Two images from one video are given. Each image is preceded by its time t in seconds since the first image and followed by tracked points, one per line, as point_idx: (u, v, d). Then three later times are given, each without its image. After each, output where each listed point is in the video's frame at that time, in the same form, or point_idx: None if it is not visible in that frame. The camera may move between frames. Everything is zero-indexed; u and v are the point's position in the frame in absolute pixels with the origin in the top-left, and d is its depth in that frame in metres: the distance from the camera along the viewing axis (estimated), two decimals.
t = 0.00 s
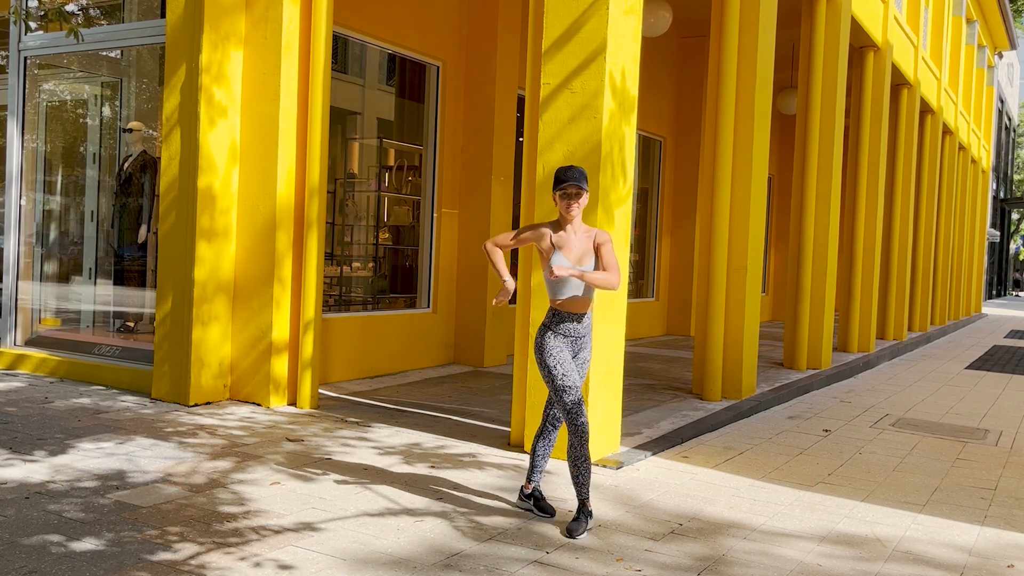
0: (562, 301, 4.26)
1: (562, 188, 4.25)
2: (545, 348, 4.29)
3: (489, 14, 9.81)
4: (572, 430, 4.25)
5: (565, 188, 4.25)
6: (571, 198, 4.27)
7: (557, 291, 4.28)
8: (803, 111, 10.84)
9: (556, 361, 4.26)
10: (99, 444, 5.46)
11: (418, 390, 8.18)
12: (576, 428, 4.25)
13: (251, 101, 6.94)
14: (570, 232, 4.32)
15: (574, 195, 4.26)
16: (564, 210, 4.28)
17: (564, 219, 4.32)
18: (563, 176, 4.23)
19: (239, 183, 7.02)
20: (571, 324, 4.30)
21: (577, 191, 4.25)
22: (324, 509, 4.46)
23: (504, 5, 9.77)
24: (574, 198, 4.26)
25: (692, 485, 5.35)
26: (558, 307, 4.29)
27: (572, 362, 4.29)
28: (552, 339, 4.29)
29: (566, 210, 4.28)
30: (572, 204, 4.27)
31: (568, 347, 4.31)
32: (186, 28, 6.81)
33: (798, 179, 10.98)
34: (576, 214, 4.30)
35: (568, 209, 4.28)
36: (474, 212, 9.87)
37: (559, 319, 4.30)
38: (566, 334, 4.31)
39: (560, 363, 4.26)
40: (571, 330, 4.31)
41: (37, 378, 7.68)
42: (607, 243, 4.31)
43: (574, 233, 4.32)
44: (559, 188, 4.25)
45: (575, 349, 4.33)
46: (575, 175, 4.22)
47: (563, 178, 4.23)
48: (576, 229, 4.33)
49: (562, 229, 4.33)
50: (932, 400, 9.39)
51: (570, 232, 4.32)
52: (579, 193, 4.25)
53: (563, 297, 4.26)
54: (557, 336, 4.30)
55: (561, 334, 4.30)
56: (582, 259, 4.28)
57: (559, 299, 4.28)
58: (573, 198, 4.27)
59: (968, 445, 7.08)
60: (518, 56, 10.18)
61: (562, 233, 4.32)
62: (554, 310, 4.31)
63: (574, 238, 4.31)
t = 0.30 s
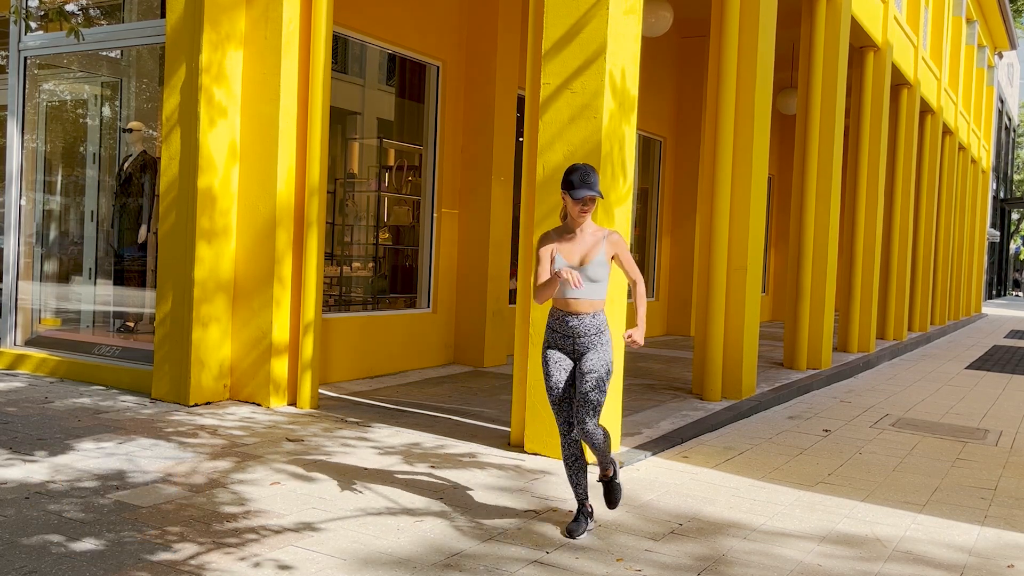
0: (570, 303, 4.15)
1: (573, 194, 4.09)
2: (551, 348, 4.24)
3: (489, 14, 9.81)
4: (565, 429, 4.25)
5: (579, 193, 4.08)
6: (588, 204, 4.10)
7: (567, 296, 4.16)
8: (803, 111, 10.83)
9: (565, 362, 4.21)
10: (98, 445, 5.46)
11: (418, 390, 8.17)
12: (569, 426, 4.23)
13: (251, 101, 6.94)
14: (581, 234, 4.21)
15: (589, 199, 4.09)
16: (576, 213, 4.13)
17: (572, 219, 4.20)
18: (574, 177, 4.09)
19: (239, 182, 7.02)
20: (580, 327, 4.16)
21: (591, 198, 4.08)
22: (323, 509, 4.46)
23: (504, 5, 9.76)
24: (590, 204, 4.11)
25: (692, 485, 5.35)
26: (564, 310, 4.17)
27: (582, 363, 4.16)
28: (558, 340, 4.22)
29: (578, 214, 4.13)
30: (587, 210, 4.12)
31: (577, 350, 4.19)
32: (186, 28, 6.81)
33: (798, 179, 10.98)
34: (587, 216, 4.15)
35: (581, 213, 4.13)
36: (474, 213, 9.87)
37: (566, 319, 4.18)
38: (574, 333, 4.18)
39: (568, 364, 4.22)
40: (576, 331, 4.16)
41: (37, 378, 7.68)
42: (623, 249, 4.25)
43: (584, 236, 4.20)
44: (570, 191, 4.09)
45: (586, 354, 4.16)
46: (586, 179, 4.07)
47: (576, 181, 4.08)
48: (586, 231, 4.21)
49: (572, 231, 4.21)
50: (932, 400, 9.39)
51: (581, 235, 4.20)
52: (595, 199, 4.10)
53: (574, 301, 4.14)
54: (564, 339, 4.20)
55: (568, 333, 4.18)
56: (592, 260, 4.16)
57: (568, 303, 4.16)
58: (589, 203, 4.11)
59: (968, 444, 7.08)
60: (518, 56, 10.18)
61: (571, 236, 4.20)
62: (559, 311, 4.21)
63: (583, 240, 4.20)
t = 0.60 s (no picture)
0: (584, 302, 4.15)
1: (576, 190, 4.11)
2: (562, 347, 4.29)
3: (489, 14, 9.81)
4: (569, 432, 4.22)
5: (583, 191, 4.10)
6: (594, 201, 4.11)
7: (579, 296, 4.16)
8: (803, 111, 10.83)
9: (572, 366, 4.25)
10: (99, 445, 5.46)
11: (418, 390, 8.17)
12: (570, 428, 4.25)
13: (251, 100, 6.94)
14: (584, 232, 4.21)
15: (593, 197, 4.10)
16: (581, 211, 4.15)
17: (577, 217, 4.21)
18: (577, 175, 4.11)
19: (238, 182, 7.02)
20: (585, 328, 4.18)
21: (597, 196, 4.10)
22: (323, 509, 4.46)
23: (504, 5, 9.77)
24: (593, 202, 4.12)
25: (692, 485, 5.35)
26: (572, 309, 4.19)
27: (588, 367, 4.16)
28: (566, 340, 4.26)
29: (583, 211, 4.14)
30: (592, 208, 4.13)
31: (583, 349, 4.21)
32: (186, 28, 6.81)
33: (798, 179, 10.98)
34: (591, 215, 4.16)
35: (587, 211, 4.14)
36: (474, 212, 9.87)
37: (573, 318, 4.20)
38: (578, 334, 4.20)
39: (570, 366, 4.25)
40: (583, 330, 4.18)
41: (37, 378, 7.68)
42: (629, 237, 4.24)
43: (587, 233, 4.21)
44: (575, 189, 4.11)
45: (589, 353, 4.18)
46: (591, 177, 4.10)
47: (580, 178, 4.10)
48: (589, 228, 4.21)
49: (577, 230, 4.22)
50: (932, 400, 9.39)
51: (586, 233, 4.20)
52: (601, 196, 4.12)
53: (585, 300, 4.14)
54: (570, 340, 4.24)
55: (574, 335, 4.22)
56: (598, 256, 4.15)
57: (579, 303, 4.16)
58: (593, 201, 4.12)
59: (968, 444, 7.08)
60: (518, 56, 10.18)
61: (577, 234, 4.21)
62: (569, 310, 4.21)
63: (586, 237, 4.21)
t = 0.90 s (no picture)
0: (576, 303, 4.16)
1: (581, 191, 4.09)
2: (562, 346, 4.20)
3: (489, 14, 9.82)
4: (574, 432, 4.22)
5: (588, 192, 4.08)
6: (603, 203, 4.09)
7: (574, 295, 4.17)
8: (803, 111, 10.83)
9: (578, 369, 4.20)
10: (99, 445, 5.46)
11: (418, 390, 8.17)
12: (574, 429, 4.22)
13: (251, 101, 6.94)
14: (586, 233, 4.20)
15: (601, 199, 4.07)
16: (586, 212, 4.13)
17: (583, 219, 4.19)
18: (586, 176, 4.07)
19: (239, 182, 7.02)
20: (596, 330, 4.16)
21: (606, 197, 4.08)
22: (323, 509, 4.46)
23: (504, 5, 9.77)
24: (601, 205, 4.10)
25: (692, 485, 5.35)
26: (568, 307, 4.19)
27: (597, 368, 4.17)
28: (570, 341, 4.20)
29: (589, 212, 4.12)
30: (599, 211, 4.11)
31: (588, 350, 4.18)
32: (186, 28, 6.80)
33: (798, 179, 10.97)
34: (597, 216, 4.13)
35: (596, 213, 4.11)
36: (474, 212, 9.87)
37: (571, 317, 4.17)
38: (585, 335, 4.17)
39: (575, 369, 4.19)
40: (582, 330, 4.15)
41: (37, 378, 7.69)
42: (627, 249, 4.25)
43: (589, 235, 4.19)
44: (584, 190, 4.07)
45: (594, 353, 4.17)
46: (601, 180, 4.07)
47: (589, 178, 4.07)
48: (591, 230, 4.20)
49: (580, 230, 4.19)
50: (932, 400, 9.39)
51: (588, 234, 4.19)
52: (609, 197, 4.09)
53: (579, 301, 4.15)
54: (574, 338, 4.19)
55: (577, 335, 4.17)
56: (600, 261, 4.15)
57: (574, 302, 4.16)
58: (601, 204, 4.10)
59: (968, 444, 7.08)
60: (518, 56, 10.18)
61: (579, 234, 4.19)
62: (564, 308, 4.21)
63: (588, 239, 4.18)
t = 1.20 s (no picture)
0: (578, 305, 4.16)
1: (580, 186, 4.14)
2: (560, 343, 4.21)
3: (489, 15, 9.82)
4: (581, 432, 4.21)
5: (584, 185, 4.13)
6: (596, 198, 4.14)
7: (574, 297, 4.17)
8: (803, 111, 10.83)
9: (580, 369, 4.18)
10: (99, 445, 5.46)
11: (418, 390, 8.17)
12: (574, 431, 4.19)
13: (251, 101, 6.94)
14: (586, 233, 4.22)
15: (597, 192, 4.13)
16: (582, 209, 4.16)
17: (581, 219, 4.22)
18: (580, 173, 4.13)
19: (239, 183, 7.02)
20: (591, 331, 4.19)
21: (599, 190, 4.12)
22: (324, 509, 4.46)
23: (504, 4, 9.77)
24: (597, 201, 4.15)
25: (692, 485, 5.35)
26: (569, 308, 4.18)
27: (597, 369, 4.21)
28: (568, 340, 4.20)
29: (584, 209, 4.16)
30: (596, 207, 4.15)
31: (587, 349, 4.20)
32: (186, 28, 6.80)
33: (798, 179, 10.97)
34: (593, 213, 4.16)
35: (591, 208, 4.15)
36: (474, 212, 9.87)
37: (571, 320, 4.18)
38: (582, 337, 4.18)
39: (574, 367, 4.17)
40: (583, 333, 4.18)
41: (37, 378, 7.69)
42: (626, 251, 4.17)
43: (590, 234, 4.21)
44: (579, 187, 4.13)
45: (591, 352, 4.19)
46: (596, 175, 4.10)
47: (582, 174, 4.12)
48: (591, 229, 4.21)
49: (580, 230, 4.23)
50: (932, 400, 9.39)
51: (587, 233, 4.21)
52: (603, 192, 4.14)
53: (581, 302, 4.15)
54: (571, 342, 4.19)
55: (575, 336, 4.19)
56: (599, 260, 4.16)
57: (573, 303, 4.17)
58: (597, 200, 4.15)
59: (968, 444, 7.08)
60: (518, 56, 10.18)
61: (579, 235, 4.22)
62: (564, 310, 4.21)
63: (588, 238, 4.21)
